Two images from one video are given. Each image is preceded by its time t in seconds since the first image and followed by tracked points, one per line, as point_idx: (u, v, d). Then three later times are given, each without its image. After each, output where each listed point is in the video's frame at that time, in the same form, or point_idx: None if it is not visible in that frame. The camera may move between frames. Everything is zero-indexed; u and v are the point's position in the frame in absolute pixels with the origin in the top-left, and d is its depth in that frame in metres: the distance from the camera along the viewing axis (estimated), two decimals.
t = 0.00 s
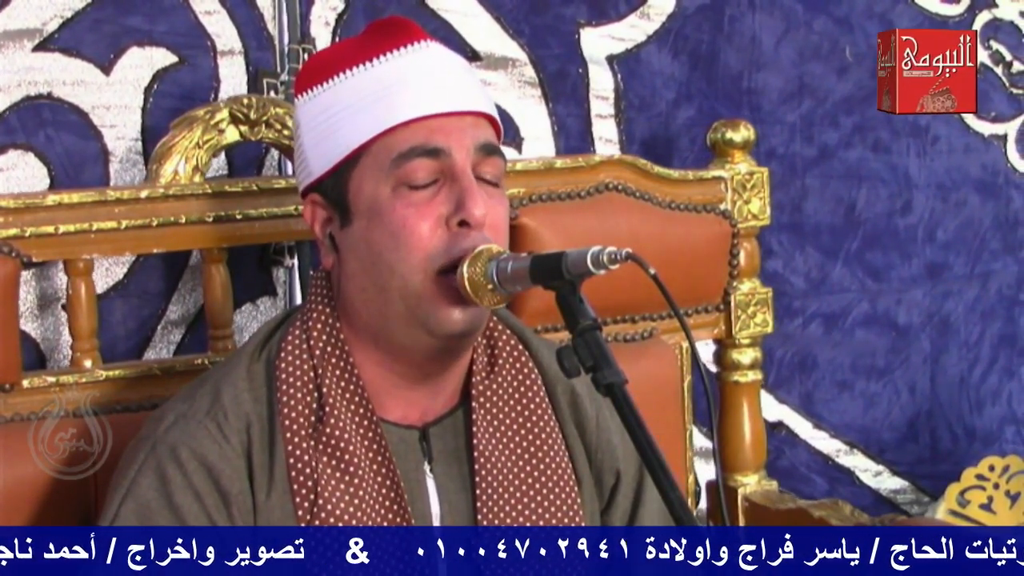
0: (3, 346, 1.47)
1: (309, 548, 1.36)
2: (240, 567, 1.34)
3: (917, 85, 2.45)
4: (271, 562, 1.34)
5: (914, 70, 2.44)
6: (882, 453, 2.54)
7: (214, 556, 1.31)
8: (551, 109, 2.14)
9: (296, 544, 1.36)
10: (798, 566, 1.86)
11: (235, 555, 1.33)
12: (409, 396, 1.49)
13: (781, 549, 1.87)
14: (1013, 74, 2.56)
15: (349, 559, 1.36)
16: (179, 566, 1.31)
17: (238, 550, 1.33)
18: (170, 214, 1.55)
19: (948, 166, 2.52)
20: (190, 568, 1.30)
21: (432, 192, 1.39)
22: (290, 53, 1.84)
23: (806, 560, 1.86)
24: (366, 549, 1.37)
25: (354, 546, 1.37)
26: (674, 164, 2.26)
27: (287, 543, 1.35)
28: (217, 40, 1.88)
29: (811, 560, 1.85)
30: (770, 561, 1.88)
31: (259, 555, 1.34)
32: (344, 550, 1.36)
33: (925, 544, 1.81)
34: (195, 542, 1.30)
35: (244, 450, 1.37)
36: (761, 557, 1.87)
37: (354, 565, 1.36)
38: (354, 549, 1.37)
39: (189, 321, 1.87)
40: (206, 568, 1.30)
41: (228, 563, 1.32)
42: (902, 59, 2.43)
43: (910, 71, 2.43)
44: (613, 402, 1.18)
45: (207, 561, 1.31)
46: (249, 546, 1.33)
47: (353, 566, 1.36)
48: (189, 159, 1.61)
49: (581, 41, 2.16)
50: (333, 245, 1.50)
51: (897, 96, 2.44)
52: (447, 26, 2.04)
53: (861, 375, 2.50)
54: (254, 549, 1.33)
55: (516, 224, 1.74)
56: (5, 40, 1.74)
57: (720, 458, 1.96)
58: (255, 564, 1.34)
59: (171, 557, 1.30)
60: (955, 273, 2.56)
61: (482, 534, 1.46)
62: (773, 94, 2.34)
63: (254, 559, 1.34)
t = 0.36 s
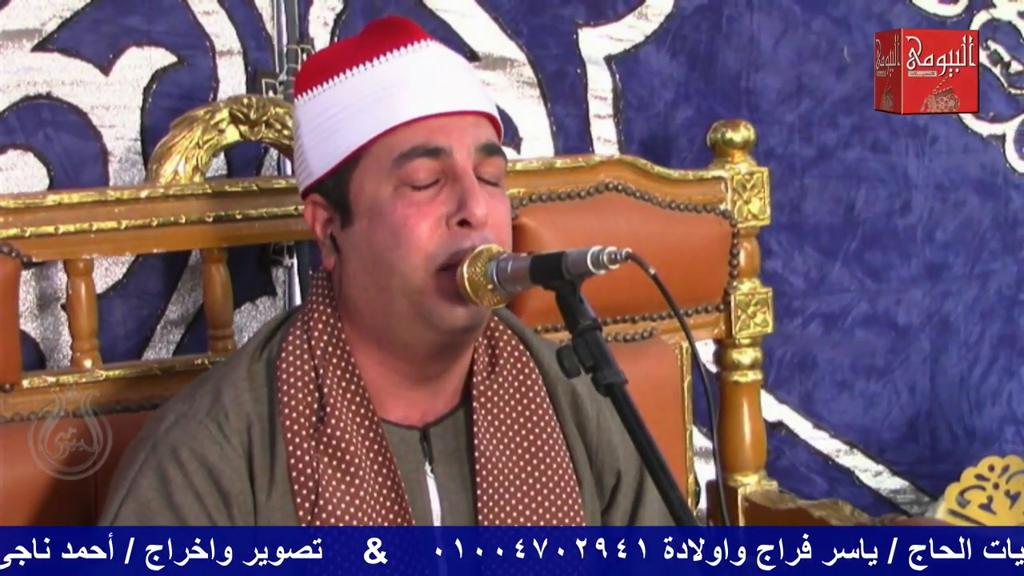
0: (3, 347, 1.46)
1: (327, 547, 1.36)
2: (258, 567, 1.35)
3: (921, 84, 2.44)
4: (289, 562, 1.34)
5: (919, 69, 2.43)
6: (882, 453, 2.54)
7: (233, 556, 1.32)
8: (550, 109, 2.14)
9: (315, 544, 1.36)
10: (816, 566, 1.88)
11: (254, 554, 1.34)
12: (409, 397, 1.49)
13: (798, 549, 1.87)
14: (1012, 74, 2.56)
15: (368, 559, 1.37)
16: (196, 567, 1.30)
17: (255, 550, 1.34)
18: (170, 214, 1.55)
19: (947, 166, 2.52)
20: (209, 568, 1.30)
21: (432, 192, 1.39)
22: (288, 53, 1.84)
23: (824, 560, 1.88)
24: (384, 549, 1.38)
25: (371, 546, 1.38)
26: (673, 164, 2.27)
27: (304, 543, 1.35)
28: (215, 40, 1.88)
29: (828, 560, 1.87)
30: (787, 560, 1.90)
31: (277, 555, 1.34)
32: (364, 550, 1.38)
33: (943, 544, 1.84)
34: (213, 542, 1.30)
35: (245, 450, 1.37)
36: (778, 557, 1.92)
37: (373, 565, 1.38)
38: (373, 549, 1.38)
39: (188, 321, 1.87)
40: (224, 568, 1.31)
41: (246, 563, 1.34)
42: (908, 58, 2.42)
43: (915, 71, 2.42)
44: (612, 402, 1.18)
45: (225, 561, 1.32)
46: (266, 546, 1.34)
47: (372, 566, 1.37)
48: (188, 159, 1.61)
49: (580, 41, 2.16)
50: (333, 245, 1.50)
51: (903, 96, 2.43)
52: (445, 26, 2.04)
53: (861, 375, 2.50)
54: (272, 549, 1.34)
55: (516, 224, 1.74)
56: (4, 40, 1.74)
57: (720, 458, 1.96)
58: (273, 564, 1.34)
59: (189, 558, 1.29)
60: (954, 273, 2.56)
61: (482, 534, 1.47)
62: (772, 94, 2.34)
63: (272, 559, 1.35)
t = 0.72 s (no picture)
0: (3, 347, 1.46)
1: (346, 546, 1.37)
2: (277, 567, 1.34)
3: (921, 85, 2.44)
4: (308, 562, 1.34)
5: (924, 69, 2.45)
6: (881, 453, 2.55)
7: (250, 556, 1.33)
8: (547, 110, 2.14)
9: (333, 544, 1.36)
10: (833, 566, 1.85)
11: (272, 555, 1.34)
12: (410, 397, 1.49)
13: (816, 549, 1.84)
14: (1006, 74, 2.57)
15: (386, 559, 1.39)
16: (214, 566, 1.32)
17: (273, 550, 1.34)
18: (170, 214, 1.55)
19: (943, 166, 2.53)
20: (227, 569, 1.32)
21: (434, 192, 1.39)
22: (286, 52, 1.84)
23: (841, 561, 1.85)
24: (402, 549, 1.40)
25: (389, 547, 1.39)
26: (671, 165, 2.27)
27: (322, 544, 1.35)
28: (213, 40, 1.87)
29: (846, 560, 1.84)
30: (805, 560, 1.87)
31: (294, 555, 1.34)
32: (382, 550, 1.39)
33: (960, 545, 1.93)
34: (231, 542, 1.31)
35: (245, 451, 1.36)
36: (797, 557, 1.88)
37: (391, 564, 1.39)
38: (390, 549, 1.39)
39: (187, 321, 1.86)
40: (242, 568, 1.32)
41: (264, 563, 1.34)
42: (913, 58, 2.44)
43: (919, 71, 2.44)
44: (613, 402, 1.18)
45: (242, 561, 1.33)
46: (285, 546, 1.34)
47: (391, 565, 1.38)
48: (188, 159, 1.61)
49: (576, 42, 2.16)
50: (333, 245, 1.49)
51: (908, 96, 2.44)
52: (442, 27, 2.04)
53: (859, 375, 2.51)
54: (290, 549, 1.34)
55: (516, 224, 1.74)
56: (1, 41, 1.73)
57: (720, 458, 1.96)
58: (291, 564, 1.34)
59: (208, 557, 1.31)
60: (951, 273, 2.57)
61: (483, 534, 1.46)
62: (768, 95, 2.35)
63: (290, 559, 1.35)
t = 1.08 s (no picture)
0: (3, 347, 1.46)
1: (364, 546, 1.37)
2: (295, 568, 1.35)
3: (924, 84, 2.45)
4: (325, 562, 1.35)
5: (929, 69, 2.46)
6: (881, 452, 2.55)
7: (269, 555, 1.34)
8: (547, 109, 2.14)
9: (350, 544, 1.36)
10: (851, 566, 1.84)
11: (289, 555, 1.34)
12: (409, 396, 1.49)
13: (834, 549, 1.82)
14: (1006, 74, 2.57)
15: (403, 559, 1.41)
16: (232, 566, 1.33)
17: (290, 550, 1.34)
18: (170, 214, 1.55)
19: (943, 166, 2.52)
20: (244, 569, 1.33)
21: (433, 193, 1.39)
22: (286, 53, 1.84)
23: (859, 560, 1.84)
24: (420, 548, 1.42)
25: (408, 546, 1.42)
26: (671, 165, 2.27)
27: (341, 543, 1.36)
28: (213, 40, 1.87)
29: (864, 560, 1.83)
30: (823, 560, 1.84)
31: (313, 555, 1.35)
32: (400, 549, 1.41)
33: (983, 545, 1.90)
34: (248, 541, 1.33)
35: (245, 450, 1.36)
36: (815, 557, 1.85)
37: (409, 564, 1.41)
38: (408, 550, 1.42)
39: (187, 321, 1.87)
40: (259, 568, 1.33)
41: (282, 563, 1.34)
42: (918, 58, 2.44)
43: (924, 71, 2.45)
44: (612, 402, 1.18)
45: (261, 561, 1.33)
46: (302, 546, 1.35)
47: (409, 565, 1.40)
48: (189, 159, 1.61)
49: (576, 42, 2.16)
50: (333, 244, 1.49)
51: (912, 96, 2.45)
52: (443, 27, 2.04)
53: (859, 375, 2.51)
54: (308, 549, 1.35)
55: (516, 224, 1.74)
56: (2, 41, 1.73)
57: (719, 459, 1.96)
58: (308, 565, 1.35)
59: (225, 557, 1.32)
60: (951, 273, 2.57)
61: (482, 534, 1.46)
62: (768, 95, 2.35)
63: (307, 559, 1.35)
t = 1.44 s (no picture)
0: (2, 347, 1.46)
1: (381, 546, 1.39)
2: (313, 567, 1.35)
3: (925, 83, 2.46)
4: (343, 562, 1.36)
5: (932, 69, 2.47)
6: (881, 453, 2.55)
7: (287, 555, 1.34)
8: (547, 109, 2.14)
9: (368, 544, 1.38)
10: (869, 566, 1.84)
11: (307, 555, 1.35)
12: (409, 396, 1.49)
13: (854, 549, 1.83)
14: (1006, 74, 2.57)
15: (421, 559, 1.42)
16: (251, 566, 1.34)
17: (309, 550, 1.35)
18: (170, 214, 1.55)
19: (943, 166, 2.52)
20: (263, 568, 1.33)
21: (433, 193, 1.39)
22: (286, 53, 1.84)
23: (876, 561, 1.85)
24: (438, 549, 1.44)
25: (426, 546, 1.43)
26: (670, 164, 2.27)
27: (358, 543, 1.37)
28: (213, 40, 1.87)
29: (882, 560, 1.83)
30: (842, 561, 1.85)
31: (331, 555, 1.36)
32: (418, 549, 1.43)
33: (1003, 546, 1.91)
34: (265, 541, 1.33)
35: (245, 449, 1.36)
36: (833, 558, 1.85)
37: (427, 564, 1.42)
38: (426, 550, 1.43)
39: (187, 321, 1.87)
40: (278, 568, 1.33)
41: (300, 563, 1.35)
42: (922, 58, 2.46)
43: (930, 71, 2.47)
44: (612, 402, 1.18)
45: (279, 561, 1.34)
46: (320, 546, 1.35)
47: (427, 565, 1.42)
48: (188, 159, 1.61)
49: (576, 42, 2.16)
50: (333, 244, 1.49)
51: (917, 96, 2.46)
52: (442, 27, 2.04)
53: (859, 375, 2.51)
54: (326, 549, 1.35)
55: (516, 224, 1.74)
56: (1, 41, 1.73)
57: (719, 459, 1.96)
58: (327, 564, 1.36)
59: (243, 557, 1.33)
60: (951, 273, 2.57)
61: (482, 534, 1.45)
62: (768, 94, 2.35)
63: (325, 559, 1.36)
